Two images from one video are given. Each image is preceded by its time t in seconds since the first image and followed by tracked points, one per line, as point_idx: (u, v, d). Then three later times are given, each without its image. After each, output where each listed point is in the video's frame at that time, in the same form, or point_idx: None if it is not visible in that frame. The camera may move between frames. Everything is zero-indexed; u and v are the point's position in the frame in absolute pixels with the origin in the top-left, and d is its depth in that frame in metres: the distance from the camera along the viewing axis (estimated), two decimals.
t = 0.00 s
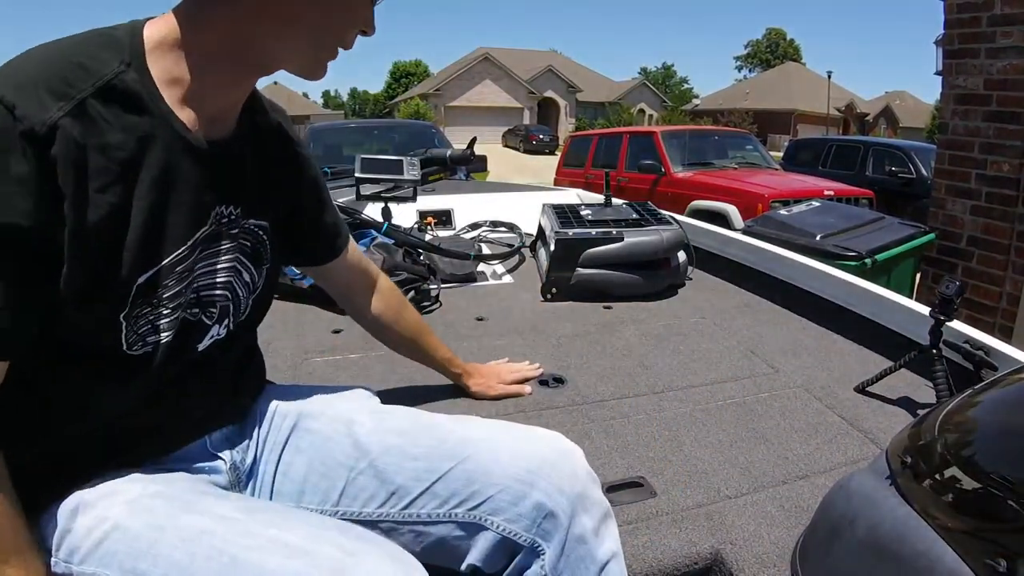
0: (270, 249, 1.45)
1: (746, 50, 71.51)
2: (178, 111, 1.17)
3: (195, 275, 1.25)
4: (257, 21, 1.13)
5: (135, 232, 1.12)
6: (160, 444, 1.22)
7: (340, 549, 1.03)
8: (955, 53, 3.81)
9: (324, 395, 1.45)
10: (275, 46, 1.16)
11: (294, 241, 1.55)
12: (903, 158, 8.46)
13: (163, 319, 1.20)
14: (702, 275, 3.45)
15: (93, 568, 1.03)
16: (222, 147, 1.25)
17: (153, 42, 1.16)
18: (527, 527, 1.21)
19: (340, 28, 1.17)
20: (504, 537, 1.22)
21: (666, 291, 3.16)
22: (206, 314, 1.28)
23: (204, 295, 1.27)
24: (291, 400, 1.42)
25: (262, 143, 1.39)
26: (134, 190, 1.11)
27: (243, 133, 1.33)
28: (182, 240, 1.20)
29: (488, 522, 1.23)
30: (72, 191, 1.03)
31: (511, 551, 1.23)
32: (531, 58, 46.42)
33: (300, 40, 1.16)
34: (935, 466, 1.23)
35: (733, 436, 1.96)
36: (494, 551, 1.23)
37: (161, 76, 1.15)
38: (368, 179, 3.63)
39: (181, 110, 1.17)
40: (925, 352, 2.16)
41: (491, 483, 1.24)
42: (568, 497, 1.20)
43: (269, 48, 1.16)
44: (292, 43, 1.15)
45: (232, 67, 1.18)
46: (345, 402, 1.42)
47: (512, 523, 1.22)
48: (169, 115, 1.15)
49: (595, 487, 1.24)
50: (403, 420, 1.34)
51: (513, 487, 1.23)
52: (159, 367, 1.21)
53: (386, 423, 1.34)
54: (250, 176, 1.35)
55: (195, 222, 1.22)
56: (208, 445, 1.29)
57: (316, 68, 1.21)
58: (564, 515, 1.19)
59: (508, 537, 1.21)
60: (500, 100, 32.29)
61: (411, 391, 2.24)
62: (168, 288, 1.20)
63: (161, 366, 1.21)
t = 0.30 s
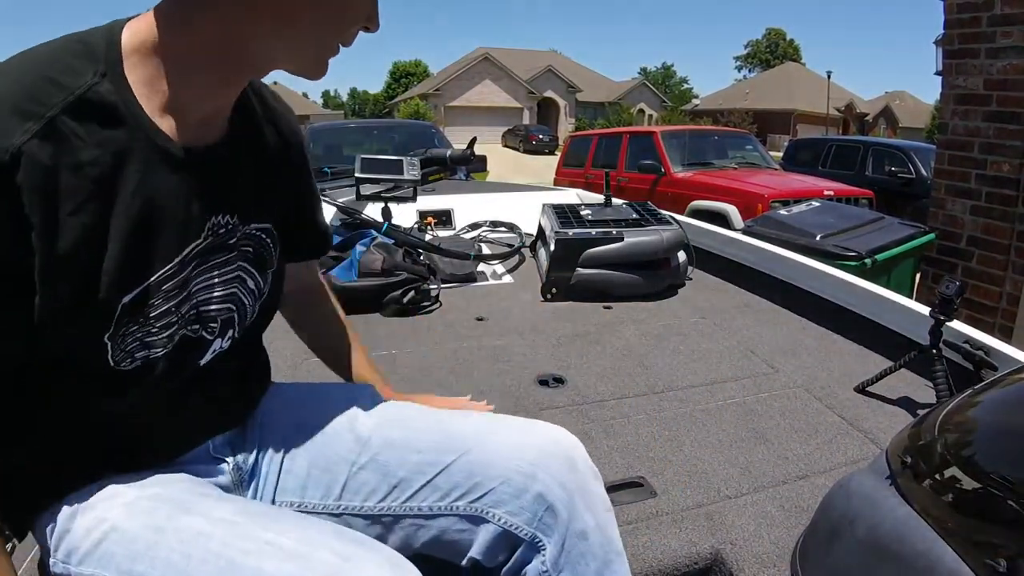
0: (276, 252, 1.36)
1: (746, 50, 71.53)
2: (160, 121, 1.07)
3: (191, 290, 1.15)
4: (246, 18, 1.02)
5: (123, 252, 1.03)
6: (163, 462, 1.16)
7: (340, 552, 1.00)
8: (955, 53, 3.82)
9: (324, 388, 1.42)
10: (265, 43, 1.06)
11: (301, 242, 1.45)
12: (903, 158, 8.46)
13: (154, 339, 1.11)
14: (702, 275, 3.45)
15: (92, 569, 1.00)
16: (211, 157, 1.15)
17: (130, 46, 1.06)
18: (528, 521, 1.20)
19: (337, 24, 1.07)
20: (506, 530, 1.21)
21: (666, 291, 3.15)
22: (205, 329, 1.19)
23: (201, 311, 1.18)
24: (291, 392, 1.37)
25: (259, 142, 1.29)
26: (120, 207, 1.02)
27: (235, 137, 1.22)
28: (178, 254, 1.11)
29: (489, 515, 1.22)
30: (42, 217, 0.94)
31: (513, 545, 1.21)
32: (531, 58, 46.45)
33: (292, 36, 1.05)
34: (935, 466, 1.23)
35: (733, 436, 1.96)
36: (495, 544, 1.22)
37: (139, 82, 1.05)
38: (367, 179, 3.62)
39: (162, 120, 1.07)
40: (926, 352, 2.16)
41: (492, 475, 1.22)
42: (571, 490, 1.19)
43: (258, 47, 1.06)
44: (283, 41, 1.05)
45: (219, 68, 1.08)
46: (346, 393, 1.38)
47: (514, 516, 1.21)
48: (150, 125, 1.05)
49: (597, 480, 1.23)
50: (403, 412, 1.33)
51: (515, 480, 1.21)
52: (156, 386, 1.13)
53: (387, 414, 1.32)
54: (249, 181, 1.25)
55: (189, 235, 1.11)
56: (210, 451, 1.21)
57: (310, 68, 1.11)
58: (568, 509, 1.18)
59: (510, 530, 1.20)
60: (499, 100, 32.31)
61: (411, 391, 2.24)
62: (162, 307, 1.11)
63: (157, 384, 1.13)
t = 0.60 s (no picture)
0: (288, 275, 1.31)
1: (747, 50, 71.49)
2: (183, 142, 0.98)
3: (203, 327, 1.10)
4: (279, 30, 0.93)
5: (137, 292, 0.95)
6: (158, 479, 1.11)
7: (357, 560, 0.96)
8: (955, 53, 3.81)
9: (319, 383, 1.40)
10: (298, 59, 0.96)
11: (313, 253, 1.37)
12: (903, 158, 8.46)
13: (161, 383, 1.05)
14: (702, 275, 3.45)
15: None
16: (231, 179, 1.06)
17: (153, 52, 0.96)
18: (526, 529, 1.18)
19: (380, 42, 0.97)
20: (503, 538, 1.20)
21: (666, 290, 3.15)
22: (212, 364, 1.15)
23: (211, 347, 1.13)
24: (289, 395, 1.35)
25: (278, 159, 1.19)
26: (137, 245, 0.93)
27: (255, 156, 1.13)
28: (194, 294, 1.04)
29: (488, 524, 1.20)
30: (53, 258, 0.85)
31: (509, 552, 1.20)
32: (531, 58, 46.45)
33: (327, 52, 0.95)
34: (935, 466, 1.23)
35: (733, 436, 1.96)
36: (492, 552, 1.21)
37: (161, 97, 0.96)
38: (367, 179, 3.62)
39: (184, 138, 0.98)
40: (926, 352, 2.16)
41: (491, 483, 1.21)
42: (568, 498, 1.18)
43: (292, 62, 0.97)
44: (320, 59, 0.96)
45: (247, 84, 0.99)
46: (342, 393, 1.36)
47: (512, 525, 1.19)
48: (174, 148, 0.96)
49: (594, 486, 1.22)
50: (398, 415, 1.30)
51: (513, 488, 1.20)
52: (159, 422, 1.08)
53: (382, 417, 1.30)
54: (266, 203, 1.17)
55: (204, 273, 1.05)
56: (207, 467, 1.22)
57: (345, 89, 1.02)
58: (564, 519, 1.17)
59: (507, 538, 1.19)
60: (500, 100, 32.33)
61: (411, 392, 2.24)
62: (173, 348, 1.05)
63: (161, 420, 1.08)
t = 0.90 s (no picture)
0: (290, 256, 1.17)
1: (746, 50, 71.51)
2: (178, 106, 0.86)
3: (203, 312, 0.96)
4: None
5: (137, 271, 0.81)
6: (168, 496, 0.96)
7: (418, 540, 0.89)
8: (955, 52, 3.82)
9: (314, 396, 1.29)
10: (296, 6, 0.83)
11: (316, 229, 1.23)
12: (903, 158, 8.46)
13: (167, 375, 0.92)
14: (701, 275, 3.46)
15: None
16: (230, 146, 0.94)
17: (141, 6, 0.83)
18: (526, 508, 1.12)
19: None
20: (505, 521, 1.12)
21: (666, 291, 3.15)
22: (214, 354, 1.01)
23: (208, 333, 0.99)
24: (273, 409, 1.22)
25: (275, 128, 1.07)
26: (134, 220, 0.81)
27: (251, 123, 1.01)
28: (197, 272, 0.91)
29: (490, 506, 1.12)
30: (37, 235, 0.73)
31: (510, 538, 1.13)
32: (530, 57, 46.47)
33: None
34: (935, 466, 1.23)
35: (734, 436, 1.96)
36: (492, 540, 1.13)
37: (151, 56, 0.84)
38: (367, 179, 3.63)
39: (178, 102, 0.86)
40: (925, 352, 2.16)
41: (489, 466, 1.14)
42: (560, 475, 1.16)
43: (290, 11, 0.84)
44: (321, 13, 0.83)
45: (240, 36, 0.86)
46: (322, 402, 1.25)
47: (512, 504, 1.12)
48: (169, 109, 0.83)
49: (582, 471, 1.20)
50: (384, 411, 1.23)
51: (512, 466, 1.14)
52: (162, 427, 0.93)
53: (368, 414, 1.22)
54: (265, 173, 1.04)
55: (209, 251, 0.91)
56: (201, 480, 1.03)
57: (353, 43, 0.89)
58: (562, 496, 1.14)
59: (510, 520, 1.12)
60: (499, 100, 32.36)
61: (411, 392, 2.24)
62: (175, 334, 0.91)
63: (166, 423, 0.94)
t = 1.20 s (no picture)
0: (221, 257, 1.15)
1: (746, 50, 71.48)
2: (78, 116, 0.84)
3: (133, 319, 0.93)
4: None
5: (54, 281, 0.79)
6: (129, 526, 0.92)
7: (384, 542, 0.92)
8: (955, 53, 3.82)
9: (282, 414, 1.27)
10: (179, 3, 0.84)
11: (245, 231, 1.21)
12: (903, 158, 8.46)
13: (105, 387, 0.87)
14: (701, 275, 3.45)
15: None
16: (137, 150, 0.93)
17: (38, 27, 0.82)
18: (511, 523, 1.15)
19: None
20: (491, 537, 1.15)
21: (666, 291, 3.15)
22: (157, 363, 0.97)
23: (144, 341, 0.95)
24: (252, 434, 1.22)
25: (184, 129, 1.06)
26: (49, 230, 0.79)
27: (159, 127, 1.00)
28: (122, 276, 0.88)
29: (474, 522, 1.15)
30: None
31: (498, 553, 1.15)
32: (530, 57, 46.49)
33: None
34: (935, 466, 1.23)
35: (734, 436, 1.96)
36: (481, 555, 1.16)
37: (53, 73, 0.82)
38: (367, 179, 3.63)
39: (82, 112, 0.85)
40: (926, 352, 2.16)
41: (472, 482, 1.16)
42: (545, 488, 1.17)
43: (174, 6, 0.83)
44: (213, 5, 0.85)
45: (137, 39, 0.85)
46: (300, 422, 1.24)
47: (495, 520, 1.16)
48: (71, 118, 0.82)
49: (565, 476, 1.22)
50: (367, 428, 1.23)
51: (495, 482, 1.17)
52: (111, 444, 0.89)
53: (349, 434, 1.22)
54: (179, 174, 1.03)
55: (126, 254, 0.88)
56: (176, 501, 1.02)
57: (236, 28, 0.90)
58: (546, 509, 1.15)
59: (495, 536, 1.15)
60: (499, 100, 32.37)
61: (412, 392, 2.24)
62: (110, 343, 0.88)
63: (117, 444, 0.90)
